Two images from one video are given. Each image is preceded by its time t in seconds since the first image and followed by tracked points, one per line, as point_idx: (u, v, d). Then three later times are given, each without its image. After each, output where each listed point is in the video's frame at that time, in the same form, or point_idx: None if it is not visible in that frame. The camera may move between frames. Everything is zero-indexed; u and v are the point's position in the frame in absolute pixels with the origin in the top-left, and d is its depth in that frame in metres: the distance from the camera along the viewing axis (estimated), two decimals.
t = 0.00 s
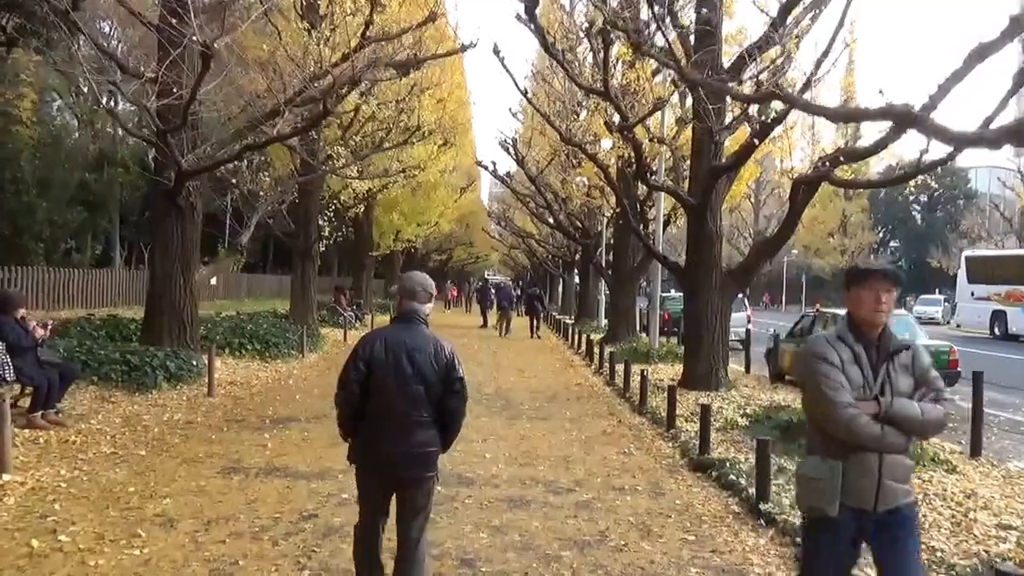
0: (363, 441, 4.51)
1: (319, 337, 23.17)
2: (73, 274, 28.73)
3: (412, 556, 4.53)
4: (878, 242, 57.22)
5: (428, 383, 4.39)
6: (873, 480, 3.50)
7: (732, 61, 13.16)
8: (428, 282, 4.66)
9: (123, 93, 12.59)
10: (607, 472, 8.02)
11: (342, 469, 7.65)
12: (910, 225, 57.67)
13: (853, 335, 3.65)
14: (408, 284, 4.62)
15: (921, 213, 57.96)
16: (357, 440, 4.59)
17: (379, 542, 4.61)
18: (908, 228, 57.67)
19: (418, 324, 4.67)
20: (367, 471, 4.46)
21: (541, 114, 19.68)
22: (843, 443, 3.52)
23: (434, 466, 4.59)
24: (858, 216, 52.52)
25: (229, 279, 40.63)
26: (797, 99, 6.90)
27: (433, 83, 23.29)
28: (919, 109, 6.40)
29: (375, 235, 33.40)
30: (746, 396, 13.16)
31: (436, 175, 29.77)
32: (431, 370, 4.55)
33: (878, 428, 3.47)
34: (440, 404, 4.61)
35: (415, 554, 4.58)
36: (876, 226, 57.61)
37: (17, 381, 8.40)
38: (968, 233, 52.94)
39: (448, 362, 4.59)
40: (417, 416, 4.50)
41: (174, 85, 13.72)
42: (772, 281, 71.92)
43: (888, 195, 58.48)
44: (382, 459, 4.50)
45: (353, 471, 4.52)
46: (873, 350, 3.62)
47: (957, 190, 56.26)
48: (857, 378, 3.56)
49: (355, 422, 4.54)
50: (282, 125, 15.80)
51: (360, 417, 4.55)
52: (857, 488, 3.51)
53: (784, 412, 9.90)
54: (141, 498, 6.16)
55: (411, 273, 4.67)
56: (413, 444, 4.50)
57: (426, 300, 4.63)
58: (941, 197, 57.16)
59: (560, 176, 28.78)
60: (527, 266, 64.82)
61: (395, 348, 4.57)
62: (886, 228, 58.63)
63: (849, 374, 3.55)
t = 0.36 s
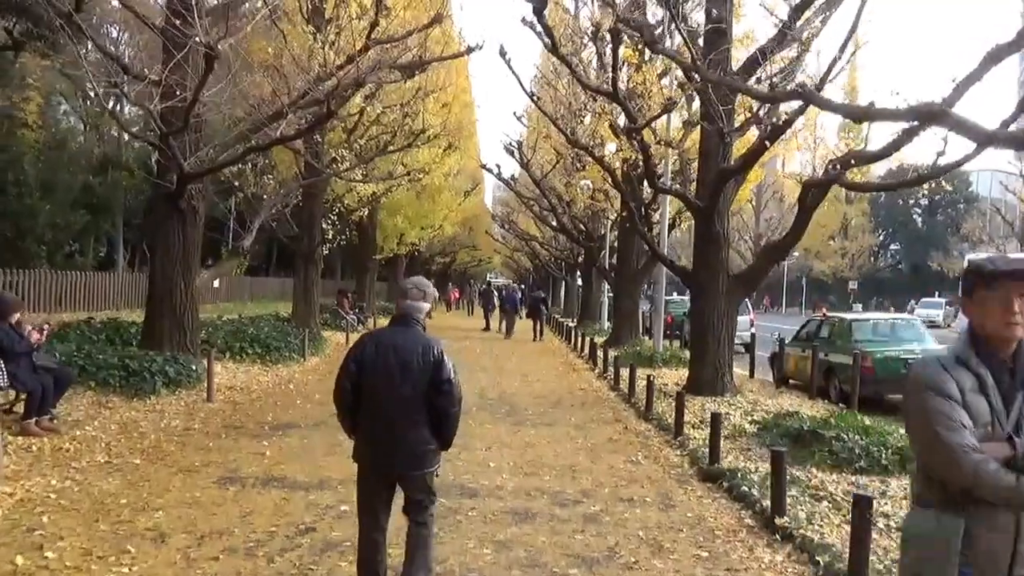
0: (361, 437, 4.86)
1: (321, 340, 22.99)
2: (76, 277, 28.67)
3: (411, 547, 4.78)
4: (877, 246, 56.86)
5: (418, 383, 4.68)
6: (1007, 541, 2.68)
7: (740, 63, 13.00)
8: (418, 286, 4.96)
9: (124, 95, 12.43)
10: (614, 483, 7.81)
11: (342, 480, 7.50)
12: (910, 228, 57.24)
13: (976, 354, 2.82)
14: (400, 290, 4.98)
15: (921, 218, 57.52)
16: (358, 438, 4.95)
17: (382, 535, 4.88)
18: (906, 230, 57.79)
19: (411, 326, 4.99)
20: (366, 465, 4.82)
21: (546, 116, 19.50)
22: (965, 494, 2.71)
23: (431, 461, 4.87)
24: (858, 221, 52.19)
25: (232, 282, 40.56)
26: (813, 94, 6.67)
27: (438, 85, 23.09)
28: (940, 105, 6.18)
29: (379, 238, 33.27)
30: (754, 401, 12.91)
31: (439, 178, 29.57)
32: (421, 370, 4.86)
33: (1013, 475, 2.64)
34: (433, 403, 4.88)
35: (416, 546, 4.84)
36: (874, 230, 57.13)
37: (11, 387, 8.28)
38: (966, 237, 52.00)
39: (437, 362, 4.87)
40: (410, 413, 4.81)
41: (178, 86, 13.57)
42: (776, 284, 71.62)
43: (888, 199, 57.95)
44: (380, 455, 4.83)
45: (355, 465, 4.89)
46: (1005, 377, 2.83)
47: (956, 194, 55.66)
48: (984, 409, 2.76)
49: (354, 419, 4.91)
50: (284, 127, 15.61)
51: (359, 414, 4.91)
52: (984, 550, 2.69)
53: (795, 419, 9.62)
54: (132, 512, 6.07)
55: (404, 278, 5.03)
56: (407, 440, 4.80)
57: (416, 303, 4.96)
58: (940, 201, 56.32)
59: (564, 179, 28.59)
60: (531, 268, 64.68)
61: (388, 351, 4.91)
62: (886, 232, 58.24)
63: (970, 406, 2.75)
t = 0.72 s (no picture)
0: (373, 439, 4.93)
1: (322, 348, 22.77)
2: (79, 283, 28.48)
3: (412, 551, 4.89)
4: (885, 254, 56.41)
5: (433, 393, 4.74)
6: None
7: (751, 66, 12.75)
8: (440, 295, 5.01)
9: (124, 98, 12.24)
10: (621, 498, 7.53)
11: (338, 496, 7.28)
12: (917, 236, 56.67)
13: None
14: (422, 297, 5.04)
15: (927, 226, 56.95)
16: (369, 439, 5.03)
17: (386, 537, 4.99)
18: (913, 238, 57.29)
19: (431, 334, 5.05)
20: (375, 467, 4.89)
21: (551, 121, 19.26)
22: None
23: (438, 469, 4.95)
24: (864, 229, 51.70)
25: (236, 288, 40.43)
26: (833, 90, 6.35)
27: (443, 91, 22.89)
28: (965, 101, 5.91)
29: (382, 245, 33.10)
30: (764, 412, 12.58)
31: (443, 185, 29.35)
32: (437, 378, 4.92)
33: None
34: (445, 412, 4.94)
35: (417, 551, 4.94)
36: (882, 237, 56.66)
37: None
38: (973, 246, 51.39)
39: (452, 372, 4.93)
40: (422, 420, 4.88)
41: (178, 89, 13.39)
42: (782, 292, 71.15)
43: (894, 206, 57.40)
44: (388, 459, 4.91)
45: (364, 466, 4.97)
46: None
47: (963, 202, 55.03)
48: None
49: (367, 420, 4.98)
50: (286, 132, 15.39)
51: (372, 416, 4.98)
52: None
53: (810, 433, 9.26)
54: (119, 529, 5.92)
55: (426, 286, 5.09)
56: (417, 447, 4.88)
57: (436, 312, 5.01)
58: (947, 210, 55.62)
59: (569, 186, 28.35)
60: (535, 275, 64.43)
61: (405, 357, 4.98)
62: (891, 240, 57.68)
63: None
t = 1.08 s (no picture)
0: (370, 452, 4.82)
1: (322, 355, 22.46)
2: (80, 289, 28.29)
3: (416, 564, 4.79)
4: (890, 262, 55.91)
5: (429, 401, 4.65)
6: None
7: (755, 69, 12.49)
8: (428, 304, 4.96)
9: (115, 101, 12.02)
10: (625, 517, 7.23)
11: (328, 514, 7.04)
12: (923, 244, 56.12)
13: None
14: (410, 305, 4.95)
15: (934, 234, 56.41)
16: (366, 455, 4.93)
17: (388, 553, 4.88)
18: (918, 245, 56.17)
19: (422, 343, 4.97)
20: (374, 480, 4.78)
21: (553, 125, 19.00)
22: None
23: (438, 478, 4.85)
24: (869, 236, 51.23)
25: (238, 295, 40.23)
26: (846, 87, 6.06)
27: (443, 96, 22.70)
28: (986, 95, 5.63)
29: (384, 252, 32.87)
30: (773, 424, 12.26)
31: (444, 192, 29.09)
32: (432, 387, 4.84)
33: None
34: (441, 419, 4.85)
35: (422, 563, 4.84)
36: (887, 244, 56.14)
37: None
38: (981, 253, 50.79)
39: (447, 378, 4.85)
40: (419, 430, 4.79)
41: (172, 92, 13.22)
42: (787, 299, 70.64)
43: (899, 213, 56.89)
44: (387, 472, 4.82)
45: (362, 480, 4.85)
46: None
47: (970, 209, 54.49)
48: None
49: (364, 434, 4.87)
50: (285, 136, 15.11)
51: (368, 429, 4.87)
52: None
53: (821, 447, 8.92)
54: (98, 548, 5.96)
55: (413, 295, 5.00)
56: (415, 457, 4.78)
57: (425, 320, 4.92)
58: (953, 217, 55.19)
59: (571, 192, 28.14)
60: (538, 282, 64.09)
61: (398, 368, 4.89)
62: (897, 248, 57.12)
63: None
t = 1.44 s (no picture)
0: (350, 451, 5.06)
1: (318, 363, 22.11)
2: (74, 295, 27.92)
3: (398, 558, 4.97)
4: (890, 269, 55.64)
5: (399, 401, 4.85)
6: None
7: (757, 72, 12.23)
8: (401, 308, 5.14)
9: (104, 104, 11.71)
10: (627, 537, 6.90)
11: (314, 534, 6.71)
12: (924, 251, 55.81)
13: None
14: (383, 311, 5.18)
15: (935, 241, 56.01)
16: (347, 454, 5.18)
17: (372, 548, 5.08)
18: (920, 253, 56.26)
19: (397, 346, 5.18)
20: (354, 478, 5.01)
21: (552, 130, 18.73)
22: None
23: (416, 475, 5.03)
24: (870, 244, 50.95)
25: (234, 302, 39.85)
26: (862, 81, 5.73)
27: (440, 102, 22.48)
28: (1013, 89, 5.34)
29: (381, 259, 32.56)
30: (779, 436, 11.93)
31: (441, 198, 28.82)
32: (405, 388, 5.03)
33: None
34: (415, 418, 5.03)
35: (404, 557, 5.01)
36: (888, 252, 55.87)
37: None
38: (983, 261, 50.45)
39: (419, 379, 5.04)
40: (393, 429, 4.99)
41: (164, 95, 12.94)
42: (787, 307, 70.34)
43: (899, 221, 56.58)
44: (366, 469, 5.03)
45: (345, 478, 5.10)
46: None
47: (970, 217, 54.19)
48: None
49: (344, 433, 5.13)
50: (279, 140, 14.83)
51: (348, 429, 5.12)
52: None
53: (831, 463, 8.60)
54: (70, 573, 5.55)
55: (385, 300, 5.22)
56: (391, 454, 4.98)
57: (397, 323, 5.13)
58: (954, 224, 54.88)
59: (569, 199, 27.90)
60: (537, 289, 63.71)
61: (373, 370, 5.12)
62: (898, 255, 56.79)
63: None
